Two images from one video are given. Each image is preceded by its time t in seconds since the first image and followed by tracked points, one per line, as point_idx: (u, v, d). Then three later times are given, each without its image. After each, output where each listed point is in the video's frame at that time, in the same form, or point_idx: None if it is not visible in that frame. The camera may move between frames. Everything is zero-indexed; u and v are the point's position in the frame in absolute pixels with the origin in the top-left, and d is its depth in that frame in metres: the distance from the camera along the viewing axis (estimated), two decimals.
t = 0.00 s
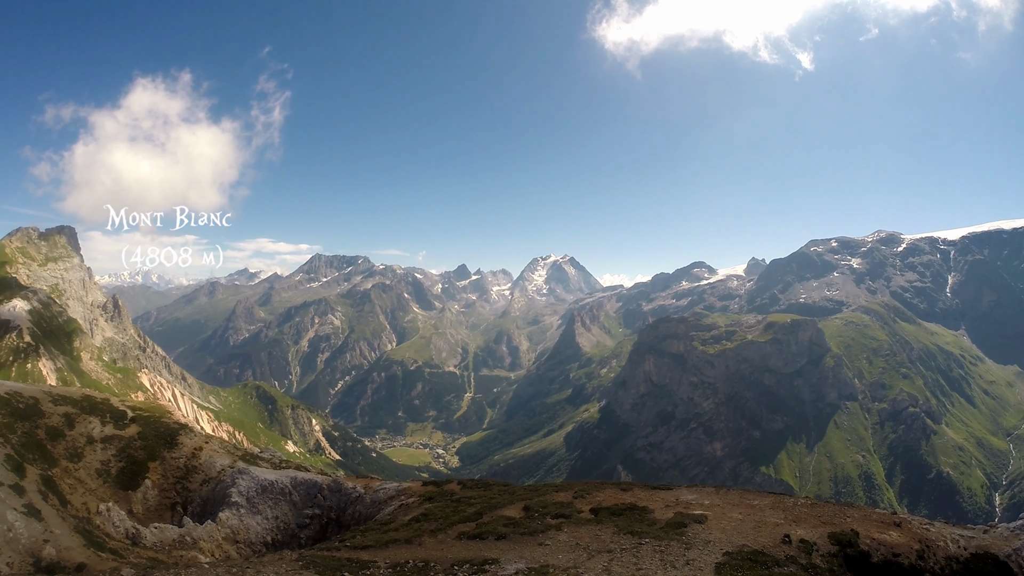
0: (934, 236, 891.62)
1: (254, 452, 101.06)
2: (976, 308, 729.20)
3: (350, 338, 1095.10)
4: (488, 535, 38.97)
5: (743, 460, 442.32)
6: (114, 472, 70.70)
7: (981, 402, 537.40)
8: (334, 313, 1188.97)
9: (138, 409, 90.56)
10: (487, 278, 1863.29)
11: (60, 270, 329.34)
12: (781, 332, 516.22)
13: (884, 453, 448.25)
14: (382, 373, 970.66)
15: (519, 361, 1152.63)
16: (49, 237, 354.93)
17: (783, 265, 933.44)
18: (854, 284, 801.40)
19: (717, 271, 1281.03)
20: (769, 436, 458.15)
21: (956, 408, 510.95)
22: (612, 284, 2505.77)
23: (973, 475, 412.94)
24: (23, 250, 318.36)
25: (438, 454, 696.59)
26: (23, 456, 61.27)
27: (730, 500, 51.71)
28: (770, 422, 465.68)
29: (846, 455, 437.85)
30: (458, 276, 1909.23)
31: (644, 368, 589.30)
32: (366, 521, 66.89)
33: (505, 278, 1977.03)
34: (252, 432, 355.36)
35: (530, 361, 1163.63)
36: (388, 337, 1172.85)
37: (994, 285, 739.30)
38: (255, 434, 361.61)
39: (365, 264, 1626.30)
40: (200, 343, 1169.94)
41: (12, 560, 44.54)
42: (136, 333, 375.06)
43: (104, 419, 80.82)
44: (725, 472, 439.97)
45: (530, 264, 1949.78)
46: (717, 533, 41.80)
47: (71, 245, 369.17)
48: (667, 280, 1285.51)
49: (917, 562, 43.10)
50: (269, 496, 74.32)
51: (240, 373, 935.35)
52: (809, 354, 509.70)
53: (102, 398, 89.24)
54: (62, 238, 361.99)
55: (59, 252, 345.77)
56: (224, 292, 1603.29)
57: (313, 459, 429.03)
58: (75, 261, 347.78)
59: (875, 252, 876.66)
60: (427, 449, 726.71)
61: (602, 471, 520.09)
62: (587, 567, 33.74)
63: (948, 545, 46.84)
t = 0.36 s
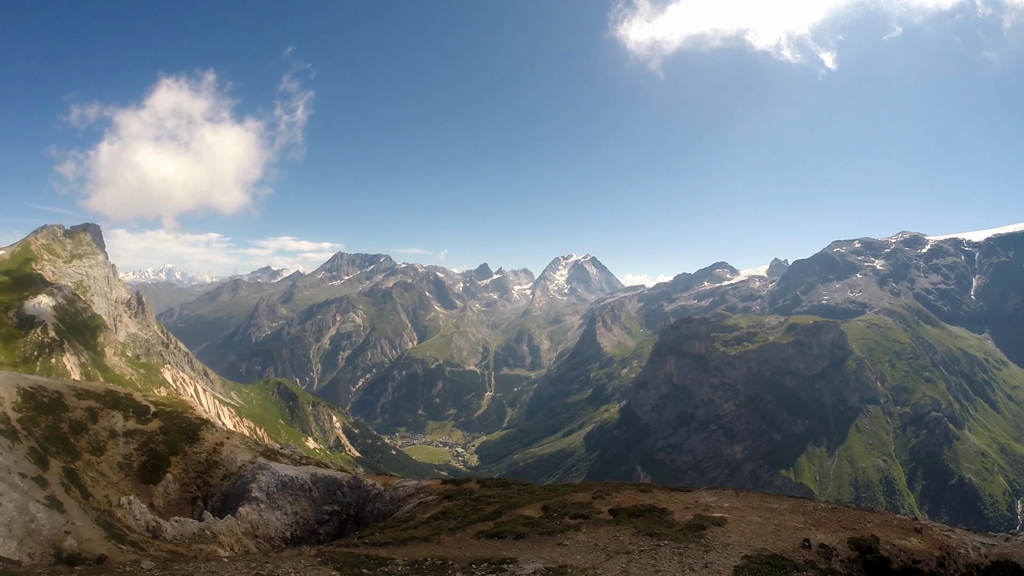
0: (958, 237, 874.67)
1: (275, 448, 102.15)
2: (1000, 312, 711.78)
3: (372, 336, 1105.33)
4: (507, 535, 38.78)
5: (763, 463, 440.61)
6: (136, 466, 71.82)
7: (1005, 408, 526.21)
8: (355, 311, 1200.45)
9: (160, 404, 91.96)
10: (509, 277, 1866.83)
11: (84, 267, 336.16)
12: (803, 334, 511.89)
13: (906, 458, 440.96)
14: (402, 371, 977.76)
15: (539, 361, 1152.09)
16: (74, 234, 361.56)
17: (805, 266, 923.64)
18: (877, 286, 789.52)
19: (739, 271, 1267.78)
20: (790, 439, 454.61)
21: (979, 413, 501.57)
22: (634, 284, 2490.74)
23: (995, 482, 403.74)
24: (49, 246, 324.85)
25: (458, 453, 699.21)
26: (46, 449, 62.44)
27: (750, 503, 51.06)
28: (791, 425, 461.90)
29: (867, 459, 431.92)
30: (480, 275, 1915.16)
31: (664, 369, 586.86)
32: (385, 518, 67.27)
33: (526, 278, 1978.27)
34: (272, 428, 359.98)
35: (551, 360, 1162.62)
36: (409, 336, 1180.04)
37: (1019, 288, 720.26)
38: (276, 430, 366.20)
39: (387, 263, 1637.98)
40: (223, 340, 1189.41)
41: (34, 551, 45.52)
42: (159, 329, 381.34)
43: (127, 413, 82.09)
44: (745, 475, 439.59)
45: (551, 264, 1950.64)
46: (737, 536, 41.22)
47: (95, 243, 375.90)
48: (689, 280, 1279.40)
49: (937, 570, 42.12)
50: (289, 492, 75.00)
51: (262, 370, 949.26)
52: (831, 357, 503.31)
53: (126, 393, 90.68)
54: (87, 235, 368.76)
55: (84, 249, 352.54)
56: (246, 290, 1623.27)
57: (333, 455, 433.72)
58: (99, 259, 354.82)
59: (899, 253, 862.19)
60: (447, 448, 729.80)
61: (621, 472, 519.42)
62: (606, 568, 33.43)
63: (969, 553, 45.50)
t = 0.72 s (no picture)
0: (978, 237, 860.67)
1: (294, 450, 102.97)
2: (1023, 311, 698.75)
3: (391, 339, 1112.14)
4: (524, 537, 38.69)
5: (783, 466, 437.82)
6: (156, 466, 72.66)
7: None
8: (374, 314, 1209.60)
9: (180, 405, 93.27)
10: (527, 279, 1866.76)
11: (105, 271, 342.28)
12: (822, 336, 507.25)
13: (926, 461, 435.04)
14: (421, 373, 982.28)
15: (558, 363, 1150.23)
16: (95, 239, 367.06)
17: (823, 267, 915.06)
18: (897, 286, 780.14)
19: (758, 272, 1256.37)
20: (809, 442, 450.43)
21: (1000, 415, 493.68)
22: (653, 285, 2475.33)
23: (1017, 486, 395.12)
24: (70, 252, 330.67)
25: (476, 455, 698.71)
26: (67, 450, 63.58)
27: (768, 506, 50.61)
28: (810, 428, 457.58)
29: (887, 462, 426.69)
30: (498, 277, 1916.60)
31: (683, 371, 583.54)
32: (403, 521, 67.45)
33: (544, 280, 1977.04)
34: (291, 430, 363.08)
35: (570, 363, 1159.39)
36: (427, 338, 1184.49)
37: None
38: (295, 433, 368.91)
39: (406, 266, 1644.18)
40: (243, 343, 1203.15)
41: (53, 550, 46.19)
42: (179, 332, 386.12)
43: (147, 415, 83.23)
44: (764, 478, 436.30)
45: (569, 266, 1949.92)
46: (755, 539, 40.80)
47: (116, 247, 381.73)
48: (707, 281, 1273.03)
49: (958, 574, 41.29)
50: (307, 493, 75.46)
51: (280, 372, 958.59)
52: (850, 359, 492.82)
53: (146, 395, 92.14)
54: (108, 240, 374.51)
55: (104, 254, 358.31)
56: (266, 293, 1639.15)
57: (351, 458, 436.06)
58: (119, 263, 360.71)
59: (918, 252, 848.76)
60: (465, 450, 730.39)
61: (640, 475, 517.77)
62: (625, 571, 33.20)
63: (988, 557, 44.47)
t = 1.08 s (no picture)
0: (1008, 239, 838.94)
1: (318, 449, 103.82)
2: None
3: (415, 340, 1120.30)
4: (548, 540, 38.48)
5: (807, 471, 432.33)
6: (181, 464, 73.85)
7: None
8: (398, 316, 1220.79)
9: (206, 404, 94.72)
10: (551, 282, 1866.14)
11: (132, 271, 349.83)
12: (848, 340, 503.77)
13: (952, 468, 426.32)
14: (445, 375, 987.46)
15: (582, 366, 1146.95)
16: (123, 240, 375.63)
17: (849, 269, 902.61)
18: (924, 289, 763.74)
19: (784, 275, 1238.57)
20: (835, 448, 444.29)
21: None
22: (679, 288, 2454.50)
23: None
24: (98, 253, 338.67)
25: (499, 457, 699.29)
26: (94, 447, 64.87)
27: (792, 512, 49.85)
28: (836, 433, 452.81)
29: (914, 469, 420.06)
30: (523, 280, 1916.71)
31: (707, 375, 578.16)
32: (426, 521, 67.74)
33: (569, 282, 1967.32)
34: (315, 431, 366.84)
35: (594, 365, 1155.52)
36: (451, 340, 1189.03)
37: None
38: (319, 433, 372.54)
39: (430, 268, 1643.66)
40: (269, 343, 1222.81)
41: (78, 545, 47.01)
42: (205, 332, 392.76)
43: (173, 413, 84.64)
44: (788, 483, 432.07)
45: (593, 268, 1946.87)
46: (780, 546, 40.09)
47: (143, 248, 389.87)
48: (731, 284, 1264.11)
49: None
50: (330, 493, 75.56)
51: (306, 373, 971.46)
52: (877, 363, 493.85)
53: (173, 393, 93.76)
54: (135, 241, 382.53)
55: (132, 255, 366.27)
56: (291, 295, 1661.88)
57: (375, 458, 439.74)
58: (146, 264, 368.67)
59: (945, 256, 815.81)
60: (488, 452, 731.84)
61: (663, 479, 514.98)
62: None
63: (1016, 566, 43.20)
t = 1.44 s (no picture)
0: None
1: (344, 448, 104.98)
2: None
3: (442, 341, 1127.34)
4: (572, 542, 38.43)
5: (834, 478, 425.63)
6: (209, 460, 75.29)
7: None
8: (425, 317, 1229.97)
9: (234, 403, 96.46)
10: (579, 283, 1861.18)
11: (162, 271, 358.08)
12: (877, 344, 495.59)
13: (982, 476, 416.05)
14: (471, 376, 992.27)
15: (609, 368, 1142.22)
16: (154, 241, 384.32)
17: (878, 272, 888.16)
18: (954, 292, 748.41)
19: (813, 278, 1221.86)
20: (863, 454, 437.29)
21: None
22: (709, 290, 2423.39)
23: None
24: (128, 253, 346.61)
25: (524, 459, 699.95)
26: (123, 443, 66.39)
27: (818, 519, 49.13)
28: (864, 438, 445.87)
29: (942, 477, 412.47)
30: (550, 281, 1913.04)
31: (734, 379, 571.85)
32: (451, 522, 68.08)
33: (596, 284, 1960.11)
34: (342, 430, 371.68)
35: (620, 368, 1150.05)
36: (478, 341, 1192.97)
37: None
38: (346, 432, 378.02)
39: (457, 269, 1637.00)
40: (297, 343, 1241.93)
41: (107, 538, 48.11)
42: (234, 331, 399.66)
43: (202, 411, 86.47)
44: (814, 489, 425.24)
45: (620, 270, 1938.61)
46: (805, 552, 39.47)
47: (172, 249, 398.30)
48: (760, 286, 1251.68)
49: None
50: (356, 491, 76.16)
51: (332, 373, 981.63)
52: (905, 368, 487.16)
53: (202, 391, 95.73)
54: (165, 242, 391.06)
55: (162, 255, 374.54)
56: (319, 295, 1686.05)
57: (400, 458, 443.53)
58: (176, 264, 376.69)
59: (977, 257, 802.73)
60: (513, 453, 733.31)
61: (688, 483, 511.81)
62: None
63: None
